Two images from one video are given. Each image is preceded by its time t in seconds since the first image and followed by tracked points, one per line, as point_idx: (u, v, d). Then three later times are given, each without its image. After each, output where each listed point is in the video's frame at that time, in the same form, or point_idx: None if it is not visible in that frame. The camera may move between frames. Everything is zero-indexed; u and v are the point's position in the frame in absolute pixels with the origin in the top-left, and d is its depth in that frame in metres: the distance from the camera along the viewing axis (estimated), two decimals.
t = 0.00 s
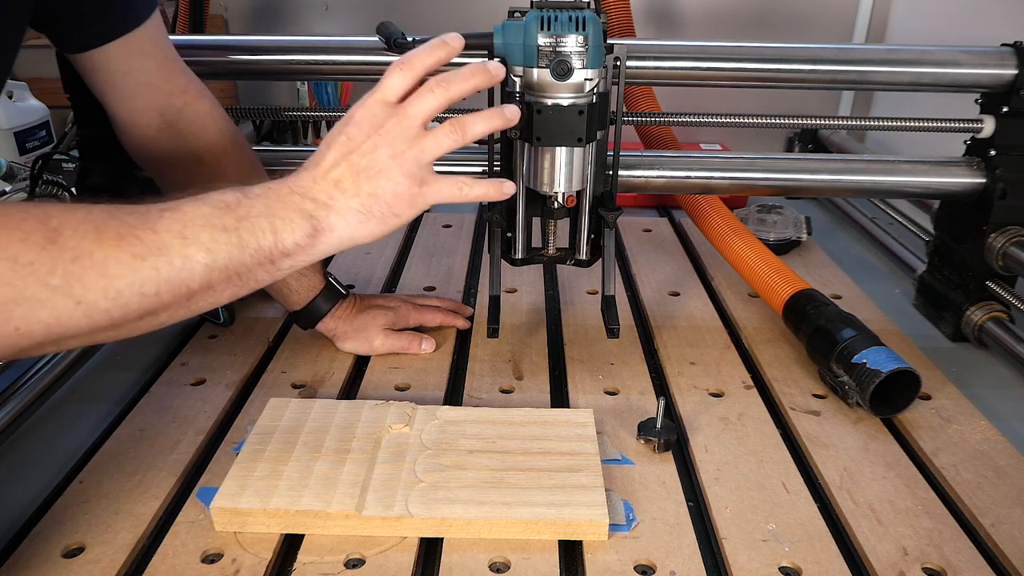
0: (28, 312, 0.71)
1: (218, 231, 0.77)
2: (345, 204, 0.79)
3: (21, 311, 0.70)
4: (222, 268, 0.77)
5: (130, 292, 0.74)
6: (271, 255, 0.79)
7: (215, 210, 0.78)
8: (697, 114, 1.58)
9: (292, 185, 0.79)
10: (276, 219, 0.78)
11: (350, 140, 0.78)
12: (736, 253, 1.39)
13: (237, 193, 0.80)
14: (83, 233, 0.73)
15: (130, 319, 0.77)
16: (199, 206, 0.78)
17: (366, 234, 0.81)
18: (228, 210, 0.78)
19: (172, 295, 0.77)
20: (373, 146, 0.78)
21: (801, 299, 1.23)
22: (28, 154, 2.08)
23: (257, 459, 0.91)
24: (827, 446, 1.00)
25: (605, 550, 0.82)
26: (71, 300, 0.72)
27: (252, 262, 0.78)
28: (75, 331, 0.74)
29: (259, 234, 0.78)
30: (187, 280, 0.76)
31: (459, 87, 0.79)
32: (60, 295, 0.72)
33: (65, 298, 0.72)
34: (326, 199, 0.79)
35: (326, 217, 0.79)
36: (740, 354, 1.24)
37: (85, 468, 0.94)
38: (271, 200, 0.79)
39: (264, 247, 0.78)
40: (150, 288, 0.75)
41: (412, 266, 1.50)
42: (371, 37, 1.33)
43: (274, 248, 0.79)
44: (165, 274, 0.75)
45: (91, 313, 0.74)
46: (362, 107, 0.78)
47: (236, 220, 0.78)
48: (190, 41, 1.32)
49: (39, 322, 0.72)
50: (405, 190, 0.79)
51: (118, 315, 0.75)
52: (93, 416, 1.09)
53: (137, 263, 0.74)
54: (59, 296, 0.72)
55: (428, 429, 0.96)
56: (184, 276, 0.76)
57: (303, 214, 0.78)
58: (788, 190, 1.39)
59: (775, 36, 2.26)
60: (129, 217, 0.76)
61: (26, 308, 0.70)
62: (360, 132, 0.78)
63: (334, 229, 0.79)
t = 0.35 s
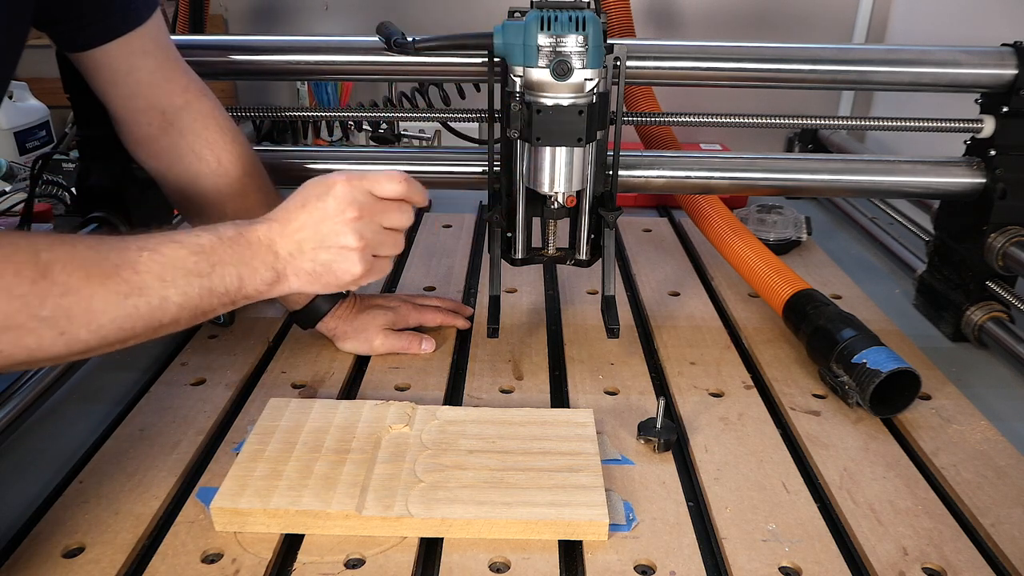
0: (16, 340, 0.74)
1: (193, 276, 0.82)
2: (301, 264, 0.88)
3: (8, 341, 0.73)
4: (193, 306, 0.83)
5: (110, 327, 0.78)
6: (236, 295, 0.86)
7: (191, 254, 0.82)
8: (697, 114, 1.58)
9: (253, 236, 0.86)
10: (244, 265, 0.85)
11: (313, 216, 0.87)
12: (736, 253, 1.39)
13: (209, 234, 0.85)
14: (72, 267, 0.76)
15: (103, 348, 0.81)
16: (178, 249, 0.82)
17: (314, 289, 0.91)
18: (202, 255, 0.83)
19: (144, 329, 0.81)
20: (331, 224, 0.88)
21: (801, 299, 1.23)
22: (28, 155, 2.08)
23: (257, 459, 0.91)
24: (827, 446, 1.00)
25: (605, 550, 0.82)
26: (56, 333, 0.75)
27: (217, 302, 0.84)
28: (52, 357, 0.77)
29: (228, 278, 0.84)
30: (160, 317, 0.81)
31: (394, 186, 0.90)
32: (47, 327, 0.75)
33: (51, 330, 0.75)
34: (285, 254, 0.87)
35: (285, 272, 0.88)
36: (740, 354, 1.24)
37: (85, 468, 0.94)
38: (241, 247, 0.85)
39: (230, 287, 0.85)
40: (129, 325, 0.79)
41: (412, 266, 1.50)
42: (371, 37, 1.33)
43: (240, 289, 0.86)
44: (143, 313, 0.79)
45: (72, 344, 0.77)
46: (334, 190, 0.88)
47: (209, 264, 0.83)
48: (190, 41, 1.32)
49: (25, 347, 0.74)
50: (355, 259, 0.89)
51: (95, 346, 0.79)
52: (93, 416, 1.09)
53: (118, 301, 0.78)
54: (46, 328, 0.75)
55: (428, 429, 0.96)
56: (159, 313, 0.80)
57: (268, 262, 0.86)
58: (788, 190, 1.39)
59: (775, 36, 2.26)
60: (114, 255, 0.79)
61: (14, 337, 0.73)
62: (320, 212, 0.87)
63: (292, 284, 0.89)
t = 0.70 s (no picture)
0: (57, 293, 0.74)
1: (215, 226, 0.82)
2: (302, 207, 0.83)
3: (48, 294, 0.74)
4: (218, 258, 0.82)
5: (144, 278, 0.78)
6: (254, 251, 0.84)
7: (211, 209, 0.83)
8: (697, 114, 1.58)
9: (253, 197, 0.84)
10: (257, 219, 0.83)
11: (295, 158, 0.82)
12: (736, 253, 1.39)
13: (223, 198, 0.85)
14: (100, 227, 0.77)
15: (137, 306, 0.80)
16: (199, 208, 0.83)
17: (331, 231, 0.85)
18: (220, 210, 0.83)
19: (177, 283, 0.81)
20: (315, 154, 0.82)
21: (801, 299, 1.22)
22: (28, 155, 2.08)
23: (257, 459, 0.91)
24: (827, 446, 1.00)
25: (605, 550, 0.82)
26: (94, 284, 0.76)
27: (238, 255, 0.83)
28: (91, 315, 0.78)
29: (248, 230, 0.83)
30: (190, 269, 0.81)
31: (357, 83, 0.80)
32: (84, 279, 0.75)
33: (89, 282, 0.76)
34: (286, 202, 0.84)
35: (292, 221, 0.84)
36: (740, 354, 1.24)
37: (86, 468, 0.94)
38: (252, 204, 0.84)
39: (251, 242, 0.83)
40: (161, 277, 0.79)
41: (412, 266, 1.50)
42: (371, 37, 1.33)
43: (258, 244, 0.84)
44: (172, 263, 0.80)
45: (111, 297, 0.77)
46: (307, 123, 0.81)
47: (227, 219, 0.83)
48: (190, 41, 1.32)
49: (65, 304, 0.75)
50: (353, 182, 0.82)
51: (130, 301, 0.79)
52: (94, 416, 1.09)
53: (149, 253, 0.78)
54: (83, 280, 0.75)
55: (428, 429, 0.96)
56: (187, 264, 0.80)
57: (274, 213, 0.83)
58: (788, 190, 1.39)
59: (774, 36, 2.26)
60: (139, 217, 0.80)
61: (54, 289, 0.74)
62: (300, 150, 0.82)
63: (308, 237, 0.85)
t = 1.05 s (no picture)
0: (107, 275, 0.75)
1: (244, 219, 0.84)
2: (319, 213, 0.87)
3: (98, 276, 0.75)
4: (246, 250, 0.84)
5: (183, 265, 0.80)
6: (274, 245, 0.86)
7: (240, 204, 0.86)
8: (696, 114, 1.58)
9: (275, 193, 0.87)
10: (276, 216, 0.85)
11: (325, 166, 0.86)
12: (736, 253, 1.39)
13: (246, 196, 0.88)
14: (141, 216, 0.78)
15: (172, 293, 0.81)
16: (225, 203, 0.85)
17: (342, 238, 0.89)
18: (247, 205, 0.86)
19: (208, 272, 0.82)
20: (343, 170, 0.86)
21: (801, 299, 1.22)
22: (28, 155, 2.09)
23: (257, 459, 0.91)
24: (827, 446, 1.00)
25: (605, 550, 0.82)
26: (138, 269, 0.77)
27: (262, 248, 0.85)
28: (133, 299, 0.78)
29: (271, 224, 0.85)
30: (221, 259, 0.82)
31: (392, 116, 0.87)
32: (129, 263, 0.76)
33: (132, 266, 0.76)
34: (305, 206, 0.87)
35: (308, 220, 0.87)
36: (740, 355, 1.24)
37: (85, 468, 0.94)
38: (272, 201, 0.86)
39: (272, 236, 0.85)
40: (198, 265, 0.81)
41: (412, 266, 1.50)
42: (371, 37, 1.33)
43: (279, 239, 0.86)
44: (207, 252, 0.81)
45: (153, 282, 0.78)
46: (337, 140, 0.87)
47: (252, 214, 0.85)
48: (191, 41, 1.32)
49: (113, 287, 0.76)
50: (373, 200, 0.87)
51: (169, 287, 0.80)
52: (94, 415, 1.09)
53: (187, 241, 0.80)
54: (128, 264, 0.76)
55: (428, 429, 0.96)
56: (220, 254, 0.82)
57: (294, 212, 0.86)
58: (788, 190, 1.39)
59: (775, 36, 2.26)
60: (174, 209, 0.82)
61: (102, 272, 0.75)
62: (331, 159, 0.86)
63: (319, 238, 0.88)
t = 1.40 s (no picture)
0: (125, 282, 0.77)
1: (260, 241, 0.87)
2: (334, 244, 0.92)
3: (117, 282, 0.76)
4: (259, 270, 0.87)
5: (198, 279, 0.82)
6: (284, 269, 0.89)
7: (259, 227, 0.88)
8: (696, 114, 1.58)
9: (295, 217, 0.92)
10: (292, 241, 0.90)
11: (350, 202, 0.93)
12: (736, 253, 1.39)
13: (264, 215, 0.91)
14: (168, 227, 0.81)
15: (184, 306, 0.83)
16: (241, 221, 0.88)
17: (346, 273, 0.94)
18: (265, 226, 0.89)
19: (219, 289, 0.84)
20: (367, 210, 0.93)
21: (801, 299, 1.22)
22: (28, 154, 2.09)
23: (257, 459, 0.91)
24: (827, 446, 1.00)
25: (605, 550, 0.82)
26: (155, 279, 0.79)
27: (273, 270, 0.88)
28: (147, 308, 0.80)
29: (284, 251, 0.89)
30: (234, 277, 0.85)
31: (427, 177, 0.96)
32: (148, 272, 0.78)
33: (150, 275, 0.78)
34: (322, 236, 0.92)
35: (320, 250, 0.92)
36: (740, 355, 1.24)
37: (85, 468, 0.94)
38: (288, 228, 0.90)
39: (285, 261, 0.89)
40: (211, 280, 0.83)
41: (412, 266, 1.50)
42: (371, 37, 1.33)
43: (291, 262, 0.90)
44: (222, 268, 0.84)
45: (168, 292, 0.80)
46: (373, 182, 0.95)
47: (268, 235, 0.89)
48: (191, 41, 1.32)
49: (129, 293, 0.78)
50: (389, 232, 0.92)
51: (182, 299, 0.82)
52: (94, 415, 1.09)
53: (205, 255, 0.82)
54: (147, 273, 0.78)
55: (428, 429, 0.96)
56: (234, 271, 0.84)
57: (311, 241, 0.91)
58: (788, 190, 1.39)
59: (775, 36, 2.26)
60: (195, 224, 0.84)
61: (121, 279, 0.77)
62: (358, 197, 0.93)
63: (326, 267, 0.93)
